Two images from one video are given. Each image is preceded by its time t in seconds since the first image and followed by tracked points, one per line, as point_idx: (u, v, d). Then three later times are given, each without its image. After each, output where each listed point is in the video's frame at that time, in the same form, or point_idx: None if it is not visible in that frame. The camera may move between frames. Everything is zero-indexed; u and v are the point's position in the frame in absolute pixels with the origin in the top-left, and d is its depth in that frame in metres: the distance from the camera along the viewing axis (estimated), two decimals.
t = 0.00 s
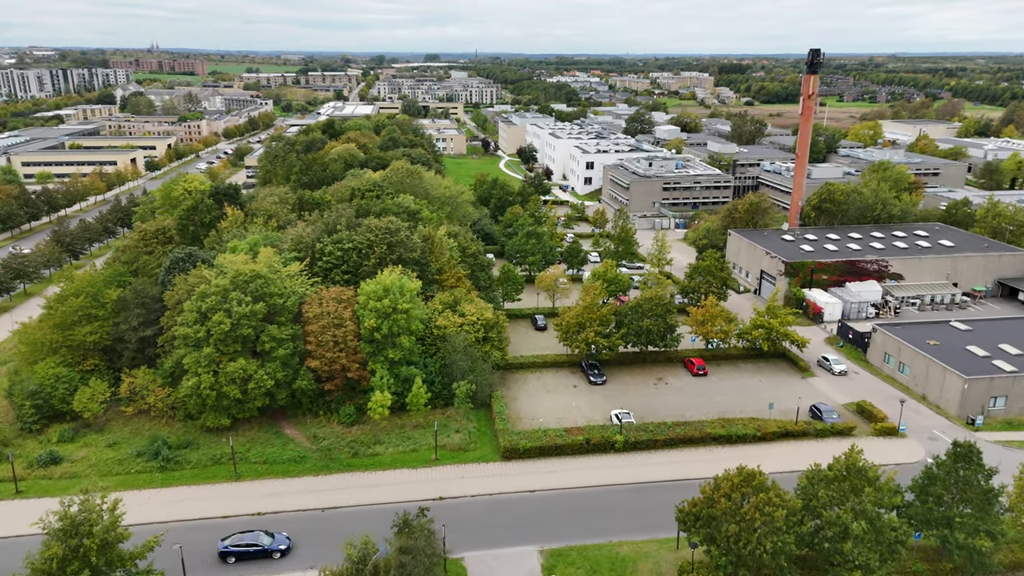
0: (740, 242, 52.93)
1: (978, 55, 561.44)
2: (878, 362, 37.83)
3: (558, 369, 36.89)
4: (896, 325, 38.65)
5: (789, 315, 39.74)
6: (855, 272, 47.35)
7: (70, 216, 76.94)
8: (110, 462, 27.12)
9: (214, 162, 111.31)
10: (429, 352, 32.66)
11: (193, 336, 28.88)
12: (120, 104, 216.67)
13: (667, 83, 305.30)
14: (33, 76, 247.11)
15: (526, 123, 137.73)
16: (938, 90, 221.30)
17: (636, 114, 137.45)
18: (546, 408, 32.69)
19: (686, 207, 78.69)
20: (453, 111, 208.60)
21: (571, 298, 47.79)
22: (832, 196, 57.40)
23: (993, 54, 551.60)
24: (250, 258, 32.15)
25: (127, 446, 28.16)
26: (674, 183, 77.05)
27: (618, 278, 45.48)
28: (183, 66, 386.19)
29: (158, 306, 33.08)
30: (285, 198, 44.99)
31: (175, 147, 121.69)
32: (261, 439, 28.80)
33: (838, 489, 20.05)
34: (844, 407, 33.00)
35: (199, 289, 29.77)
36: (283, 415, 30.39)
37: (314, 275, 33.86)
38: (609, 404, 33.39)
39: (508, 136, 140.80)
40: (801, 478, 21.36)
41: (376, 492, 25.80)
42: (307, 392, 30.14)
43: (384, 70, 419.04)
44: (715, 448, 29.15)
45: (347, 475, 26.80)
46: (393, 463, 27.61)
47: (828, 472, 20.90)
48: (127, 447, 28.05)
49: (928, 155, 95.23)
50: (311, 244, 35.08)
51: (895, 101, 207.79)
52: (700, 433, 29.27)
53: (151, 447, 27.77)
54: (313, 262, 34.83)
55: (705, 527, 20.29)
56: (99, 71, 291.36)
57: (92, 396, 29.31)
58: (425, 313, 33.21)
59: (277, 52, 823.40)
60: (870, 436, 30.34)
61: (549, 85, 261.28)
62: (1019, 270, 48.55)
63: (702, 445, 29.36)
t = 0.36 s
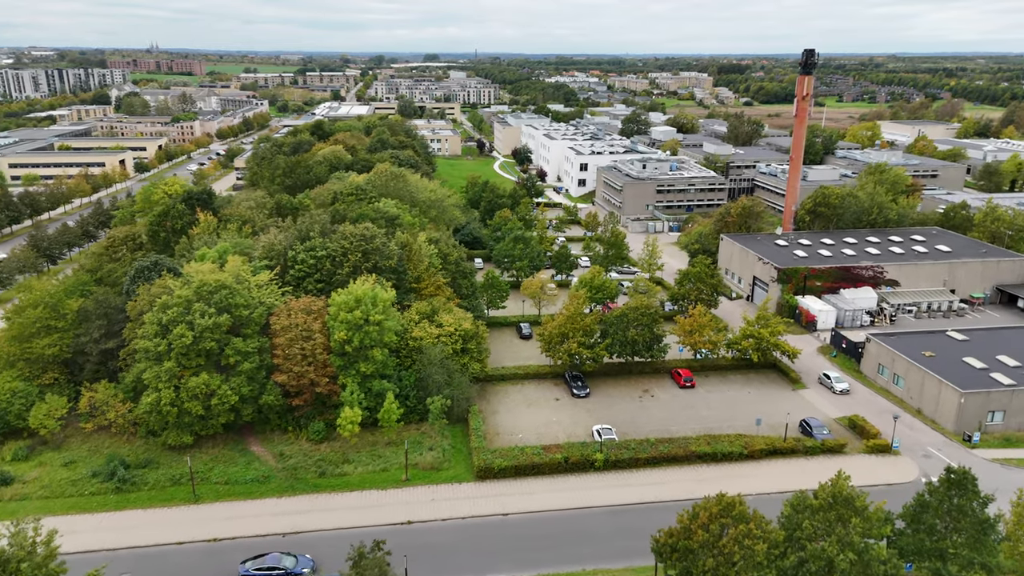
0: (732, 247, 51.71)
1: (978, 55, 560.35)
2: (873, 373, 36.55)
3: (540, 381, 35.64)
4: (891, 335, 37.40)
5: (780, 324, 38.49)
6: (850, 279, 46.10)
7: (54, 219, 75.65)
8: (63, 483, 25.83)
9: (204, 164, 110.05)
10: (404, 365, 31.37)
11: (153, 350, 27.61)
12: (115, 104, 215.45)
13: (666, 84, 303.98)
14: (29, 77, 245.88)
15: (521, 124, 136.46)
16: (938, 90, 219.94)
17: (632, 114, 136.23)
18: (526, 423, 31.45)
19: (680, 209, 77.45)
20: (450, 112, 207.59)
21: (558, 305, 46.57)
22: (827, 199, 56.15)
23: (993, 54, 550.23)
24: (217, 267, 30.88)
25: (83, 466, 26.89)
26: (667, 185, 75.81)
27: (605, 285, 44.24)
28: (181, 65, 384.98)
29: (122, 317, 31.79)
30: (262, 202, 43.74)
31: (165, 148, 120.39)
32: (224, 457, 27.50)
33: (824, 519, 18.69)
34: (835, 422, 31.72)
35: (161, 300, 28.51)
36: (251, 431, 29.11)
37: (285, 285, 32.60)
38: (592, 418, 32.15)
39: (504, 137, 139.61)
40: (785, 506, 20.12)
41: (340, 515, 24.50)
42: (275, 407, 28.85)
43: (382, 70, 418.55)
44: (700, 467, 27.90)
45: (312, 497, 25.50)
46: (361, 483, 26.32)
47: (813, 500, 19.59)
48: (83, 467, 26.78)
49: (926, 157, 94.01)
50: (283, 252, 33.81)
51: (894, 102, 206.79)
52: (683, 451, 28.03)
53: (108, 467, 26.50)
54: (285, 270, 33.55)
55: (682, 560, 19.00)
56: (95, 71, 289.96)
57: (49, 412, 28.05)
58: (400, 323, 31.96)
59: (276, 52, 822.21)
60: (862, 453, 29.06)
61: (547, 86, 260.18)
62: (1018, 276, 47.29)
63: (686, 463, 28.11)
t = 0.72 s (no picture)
0: (724, 253, 50.44)
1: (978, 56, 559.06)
2: (866, 386, 35.27)
3: (521, 394, 34.37)
4: (885, 345, 36.13)
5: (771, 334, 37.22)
6: (844, 286, 44.84)
7: (37, 222, 74.37)
8: (11, 506, 24.53)
9: (194, 165, 108.72)
10: (376, 380, 30.11)
11: (109, 366, 26.32)
12: (110, 104, 214.17)
13: (665, 83, 302.68)
14: (24, 77, 244.62)
15: (516, 125, 135.16)
16: (938, 90, 218.52)
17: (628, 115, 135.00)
18: (504, 439, 30.19)
19: (674, 212, 76.21)
20: (446, 112, 206.34)
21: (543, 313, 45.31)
22: (821, 204, 54.77)
23: (993, 54, 548.81)
24: (180, 277, 29.61)
25: (35, 488, 25.59)
26: (661, 188, 74.54)
27: (592, 293, 42.98)
28: (178, 66, 382.65)
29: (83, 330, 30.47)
30: (238, 207, 42.45)
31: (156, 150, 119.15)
32: (184, 478, 26.22)
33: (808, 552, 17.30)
34: (826, 439, 30.44)
35: (119, 313, 27.23)
36: (214, 449, 27.85)
37: (253, 295, 31.32)
38: (573, 434, 30.87)
39: (499, 138, 138.38)
40: (767, 537, 18.85)
41: (300, 541, 23.17)
42: (239, 424, 27.58)
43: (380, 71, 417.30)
44: (683, 488, 26.64)
45: (273, 521, 24.20)
46: (326, 506, 25.04)
47: (797, 531, 18.21)
48: (35, 489, 25.48)
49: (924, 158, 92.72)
50: (253, 260, 32.53)
51: (893, 102, 205.62)
52: (665, 470, 26.76)
53: (60, 489, 25.20)
54: (254, 279, 32.25)
55: None
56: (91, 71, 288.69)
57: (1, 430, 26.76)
58: (373, 335, 30.72)
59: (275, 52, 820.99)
60: (853, 472, 27.78)
61: (544, 86, 258.93)
62: (1017, 282, 46.02)
63: (669, 483, 26.83)
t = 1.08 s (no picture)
0: (716, 259, 49.17)
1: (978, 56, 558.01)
2: (859, 400, 33.97)
3: (501, 407, 33.11)
4: (879, 357, 34.83)
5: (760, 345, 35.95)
6: (837, 293, 43.56)
7: (20, 225, 73.13)
8: None
9: (185, 167, 107.48)
10: (346, 396, 28.82)
11: (61, 383, 25.04)
12: (105, 105, 213.02)
13: (664, 83, 301.37)
14: (20, 78, 243.42)
15: (511, 126, 133.90)
16: (937, 90, 217.12)
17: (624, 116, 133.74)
18: (479, 457, 28.91)
19: (668, 216, 74.97)
20: (443, 113, 205.38)
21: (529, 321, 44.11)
22: (815, 208, 53.56)
23: (993, 54, 547.35)
24: (141, 288, 28.33)
25: None
26: (654, 191, 73.31)
27: (578, 301, 41.75)
28: (176, 66, 381.45)
29: (40, 342, 29.16)
30: (211, 213, 41.16)
31: (147, 151, 117.87)
32: (140, 502, 24.97)
33: None
34: (816, 457, 29.17)
35: (73, 327, 25.95)
36: (174, 469, 26.58)
37: (219, 307, 30.04)
38: (552, 451, 29.60)
39: (494, 139, 137.14)
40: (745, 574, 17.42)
41: (256, 571, 21.84)
42: (199, 443, 26.28)
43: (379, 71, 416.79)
44: (663, 511, 25.36)
45: (230, 548, 22.87)
46: (287, 532, 23.73)
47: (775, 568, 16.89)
48: None
49: (923, 160, 91.45)
50: (219, 270, 31.23)
51: (893, 103, 204.42)
52: (645, 493, 25.48)
53: (7, 513, 23.91)
54: (221, 289, 30.95)
55: None
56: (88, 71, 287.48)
57: None
58: (344, 349, 29.43)
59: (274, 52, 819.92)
60: (843, 493, 26.50)
61: (542, 87, 257.65)
62: (1016, 289, 44.73)
63: (649, 505, 25.55)
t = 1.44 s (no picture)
0: (705, 265, 47.98)
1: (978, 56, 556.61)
2: (848, 415, 32.77)
3: (476, 423, 31.92)
4: (868, 370, 33.63)
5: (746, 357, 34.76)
6: (829, 301, 42.34)
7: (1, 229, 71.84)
8: None
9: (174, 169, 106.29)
10: (311, 413, 27.63)
11: (6, 402, 23.82)
12: (100, 105, 211.82)
13: (662, 84, 300.20)
14: (14, 78, 242.12)
15: (506, 127, 132.70)
16: (937, 90, 215.90)
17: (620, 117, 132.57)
18: (451, 477, 27.69)
19: (660, 219, 73.82)
20: (439, 114, 204.32)
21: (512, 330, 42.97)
22: (807, 213, 52.40)
23: (993, 54, 546.11)
24: (95, 301, 27.11)
25: None
26: (646, 194, 72.18)
27: (561, 310, 40.58)
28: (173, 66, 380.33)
29: None
30: (182, 219, 39.97)
31: (137, 153, 116.60)
32: (89, 527, 23.74)
33: None
34: (801, 477, 27.97)
35: (20, 343, 24.72)
36: (130, 491, 25.37)
37: (180, 319, 28.86)
38: (527, 470, 28.38)
39: (488, 140, 135.96)
40: None
41: None
42: (153, 464, 25.05)
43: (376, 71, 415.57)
44: (639, 536, 24.16)
45: None
46: (241, 559, 22.44)
47: None
48: None
49: (920, 162, 90.27)
50: (182, 280, 30.03)
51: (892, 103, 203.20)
52: (620, 517, 24.27)
53: None
54: (183, 301, 29.73)
55: None
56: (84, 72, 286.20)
57: None
58: (309, 363, 28.24)
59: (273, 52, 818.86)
60: (828, 517, 25.31)
61: (540, 87, 256.39)
62: (1013, 297, 43.55)
63: (624, 530, 24.35)
